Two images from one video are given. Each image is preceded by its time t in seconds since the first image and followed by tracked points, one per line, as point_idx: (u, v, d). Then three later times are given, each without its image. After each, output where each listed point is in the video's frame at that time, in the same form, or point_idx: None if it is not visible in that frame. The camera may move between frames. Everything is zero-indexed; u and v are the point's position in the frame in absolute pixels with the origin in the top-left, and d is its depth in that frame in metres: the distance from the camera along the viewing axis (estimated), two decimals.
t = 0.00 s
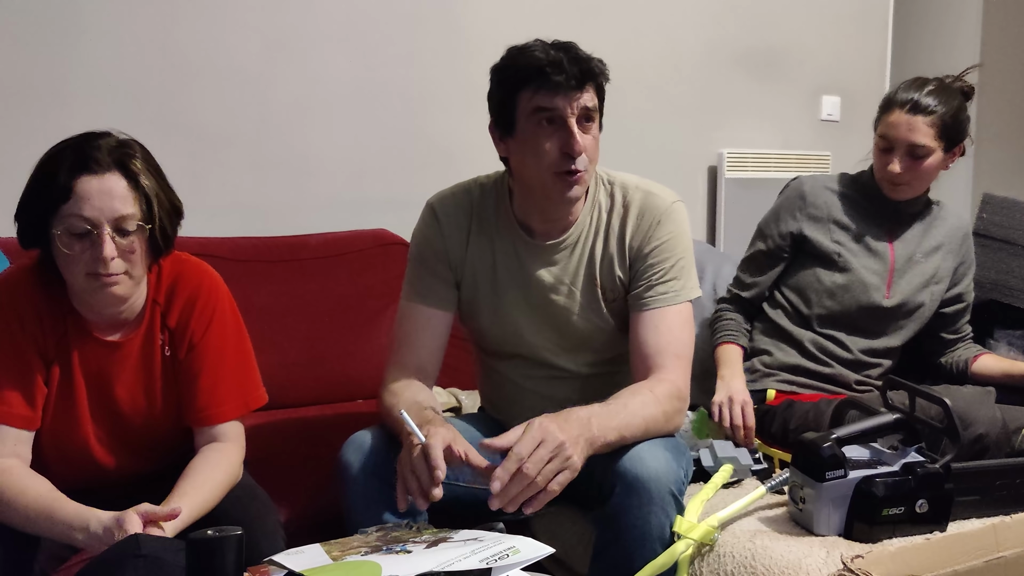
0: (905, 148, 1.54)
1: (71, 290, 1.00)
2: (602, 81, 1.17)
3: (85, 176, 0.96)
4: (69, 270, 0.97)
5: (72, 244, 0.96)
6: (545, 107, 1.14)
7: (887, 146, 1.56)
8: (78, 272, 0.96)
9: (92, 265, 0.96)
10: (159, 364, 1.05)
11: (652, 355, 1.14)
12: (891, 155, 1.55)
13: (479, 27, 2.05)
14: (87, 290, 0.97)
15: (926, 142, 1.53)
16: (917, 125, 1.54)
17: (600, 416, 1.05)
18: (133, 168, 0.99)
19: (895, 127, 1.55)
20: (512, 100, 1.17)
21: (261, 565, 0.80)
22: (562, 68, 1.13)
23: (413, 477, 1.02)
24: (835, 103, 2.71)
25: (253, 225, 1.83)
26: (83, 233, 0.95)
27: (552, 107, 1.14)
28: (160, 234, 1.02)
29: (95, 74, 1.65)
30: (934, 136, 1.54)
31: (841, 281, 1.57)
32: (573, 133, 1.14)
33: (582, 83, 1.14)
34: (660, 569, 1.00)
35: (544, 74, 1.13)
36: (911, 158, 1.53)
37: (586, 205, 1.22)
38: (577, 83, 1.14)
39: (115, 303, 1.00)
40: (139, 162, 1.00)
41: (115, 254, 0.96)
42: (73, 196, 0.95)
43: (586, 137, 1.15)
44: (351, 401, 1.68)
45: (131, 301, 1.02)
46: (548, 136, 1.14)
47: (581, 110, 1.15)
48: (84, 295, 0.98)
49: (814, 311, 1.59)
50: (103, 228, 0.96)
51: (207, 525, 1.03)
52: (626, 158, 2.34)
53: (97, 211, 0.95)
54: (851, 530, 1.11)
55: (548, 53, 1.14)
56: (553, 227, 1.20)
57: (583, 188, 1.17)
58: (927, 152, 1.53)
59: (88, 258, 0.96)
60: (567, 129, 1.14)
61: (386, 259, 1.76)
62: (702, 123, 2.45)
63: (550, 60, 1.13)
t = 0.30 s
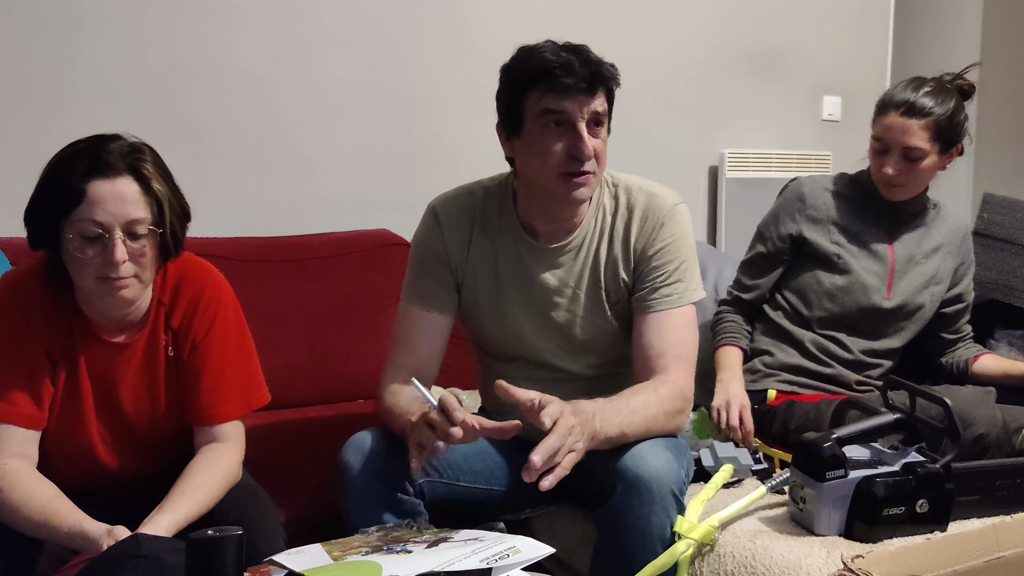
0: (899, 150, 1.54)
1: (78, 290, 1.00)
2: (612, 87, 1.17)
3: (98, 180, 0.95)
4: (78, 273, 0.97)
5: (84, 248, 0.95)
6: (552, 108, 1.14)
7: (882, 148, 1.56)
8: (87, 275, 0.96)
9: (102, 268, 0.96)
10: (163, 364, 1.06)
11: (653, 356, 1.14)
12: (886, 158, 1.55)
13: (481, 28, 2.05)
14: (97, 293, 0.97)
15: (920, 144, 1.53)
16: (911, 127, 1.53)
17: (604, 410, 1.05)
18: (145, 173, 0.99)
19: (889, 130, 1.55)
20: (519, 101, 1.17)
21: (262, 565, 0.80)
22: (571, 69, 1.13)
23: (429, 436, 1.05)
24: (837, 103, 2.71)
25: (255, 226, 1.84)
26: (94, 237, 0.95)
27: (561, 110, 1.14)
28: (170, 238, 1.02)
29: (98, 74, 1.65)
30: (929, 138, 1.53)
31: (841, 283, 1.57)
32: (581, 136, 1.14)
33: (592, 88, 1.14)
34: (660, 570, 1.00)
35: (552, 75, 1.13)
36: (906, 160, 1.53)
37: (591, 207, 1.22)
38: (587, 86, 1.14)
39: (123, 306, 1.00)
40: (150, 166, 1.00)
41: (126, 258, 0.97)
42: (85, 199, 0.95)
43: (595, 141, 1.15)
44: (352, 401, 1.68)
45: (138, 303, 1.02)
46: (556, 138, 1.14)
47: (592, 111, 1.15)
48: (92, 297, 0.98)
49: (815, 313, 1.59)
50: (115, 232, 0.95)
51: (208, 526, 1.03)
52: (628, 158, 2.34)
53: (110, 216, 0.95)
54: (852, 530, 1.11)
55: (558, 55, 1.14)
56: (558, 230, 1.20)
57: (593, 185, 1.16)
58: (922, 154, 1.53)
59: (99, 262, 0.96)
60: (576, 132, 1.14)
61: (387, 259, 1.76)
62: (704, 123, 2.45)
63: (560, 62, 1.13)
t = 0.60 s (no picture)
0: (898, 150, 1.53)
1: (80, 291, 1.00)
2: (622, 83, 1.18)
3: (108, 185, 0.95)
4: (82, 277, 0.97)
5: (90, 253, 0.95)
6: (563, 104, 1.14)
7: (881, 148, 1.56)
8: (91, 280, 0.96)
9: (108, 273, 0.96)
10: (162, 363, 1.06)
11: (654, 354, 1.14)
12: (885, 158, 1.55)
13: (482, 27, 2.05)
14: (100, 296, 0.98)
15: (921, 144, 1.52)
16: (910, 127, 1.53)
17: (609, 413, 1.05)
18: (154, 179, 0.99)
19: (888, 129, 1.55)
20: (527, 97, 1.16)
21: (263, 564, 0.80)
22: (583, 65, 1.13)
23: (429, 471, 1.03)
24: (838, 102, 2.71)
25: (257, 225, 1.84)
26: (101, 242, 0.95)
27: (571, 105, 1.14)
28: (175, 244, 1.03)
29: (100, 74, 1.65)
30: (929, 138, 1.53)
31: (843, 281, 1.57)
32: (592, 131, 1.14)
33: (602, 83, 1.14)
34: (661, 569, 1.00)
35: (564, 71, 1.13)
36: (905, 160, 1.53)
37: (597, 204, 1.22)
38: (598, 82, 1.14)
39: (125, 310, 1.00)
40: (159, 172, 1.00)
41: (132, 265, 0.97)
42: (93, 205, 0.95)
43: (604, 136, 1.16)
44: (353, 400, 1.68)
45: (139, 309, 1.02)
46: (566, 134, 1.14)
47: (602, 107, 1.15)
48: (94, 300, 0.98)
49: (816, 311, 1.59)
50: (122, 238, 0.96)
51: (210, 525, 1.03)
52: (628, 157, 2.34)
53: (118, 222, 0.95)
54: (853, 529, 1.11)
55: (569, 51, 1.14)
56: (566, 227, 1.20)
57: (601, 181, 1.17)
58: (922, 154, 1.53)
59: (105, 267, 0.96)
60: (586, 127, 1.14)
61: (388, 258, 1.76)
62: (705, 122, 2.45)
63: (571, 58, 1.13)
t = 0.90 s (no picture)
0: (902, 147, 1.53)
1: (80, 292, 1.00)
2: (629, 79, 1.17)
3: (111, 187, 0.95)
4: (83, 278, 0.97)
5: (91, 254, 0.95)
6: (570, 100, 1.13)
7: (885, 145, 1.56)
8: (92, 281, 0.96)
9: (109, 275, 0.96)
10: (161, 363, 1.06)
11: (655, 353, 1.14)
12: (888, 155, 1.55)
13: (484, 25, 2.04)
14: (100, 297, 0.98)
15: (923, 141, 1.52)
16: (914, 124, 1.52)
17: (612, 408, 1.05)
18: (156, 180, 0.99)
19: (892, 126, 1.54)
20: (535, 93, 1.16)
21: (264, 562, 0.81)
22: (592, 62, 1.13)
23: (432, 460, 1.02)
24: (839, 100, 2.70)
25: (258, 224, 1.84)
26: (102, 243, 0.95)
27: (578, 102, 1.13)
28: (177, 246, 1.03)
29: (101, 73, 1.65)
30: (933, 134, 1.53)
31: (844, 279, 1.57)
32: (597, 128, 1.14)
33: (610, 80, 1.14)
34: (662, 567, 1.00)
35: (573, 68, 1.13)
36: (909, 157, 1.53)
37: (603, 202, 1.22)
38: (605, 79, 1.13)
39: (125, 311, 1.00)
40: (161, 173, 1.00)
41: (134, 266, 0.97)
42: (95, 206, 0.94)
43: (610, 133, 1.15)
44: (353, 398, 1.68)
45: (139, 310, 1.02)
46: (573, 130, 1.14)
47: (608, 103, 1.15)
48: (94, 301, 0.98)
49: (818, 309, 1.58)
50: (124, 240, 0.96)
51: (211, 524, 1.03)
52: (630, 155, 2.34)
53: (119, 224, 0.95)
54: (854, 528, 1.11)
55: (577, 47, 1.14)
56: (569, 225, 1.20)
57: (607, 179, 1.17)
58: (925, 151, 1.53)
59: (107, 269, 0.96)
60: (593, 123, 1.14)
61: (389, 257, 1.76)
62: (707, 120, 2.45)
63: (580, 54, 1.13)
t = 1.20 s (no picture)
0: (904, 143, 1.53)
1: (83, 291, 0.99)
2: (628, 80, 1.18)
3: (122, 184, 0.95)
4: (90, 277, 0.96)
5: (101, 252, 0.95)
6: (570, 101, 1.13)
7: (885, 142, 1.56)
8: (101, 280, 0.96)
9: (119, 273, 0.96)
10: (161, 363, 1.06)
11: (654, 353, 1.14)
12: (889, 151, 1.55)
13: (485, 24, 2.04)
14: (107, 296, 0.97)
15: (924, 139, 1.52)
16: (916, 120, 1.53)
17: (610, 405, 1.05)
18: (164, 178, 1.00)
19: (894, 123, 1.54)
20: (534, 92, 1.16)
21: (264, 561, 0.81)
22: (591, 62, 1.13)
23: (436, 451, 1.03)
24: (840, 100, 2.70)
25: (258, 223, 1.84)
26: (113, 241, 0.95)
27: (577, 102, 1.13)
28: (184, 244, 1.04)
29: (103, 71, 1.65)
30: (933, 131, 1.53)
31: (845, 279, 1.57)
32: (595, 128, 1.14)
33: (609, 80, 1.14)
34: (661, 566, 1.00)
35: (572, 67, 1.13)
36: (910, 155, 1.53)
37: (602, 202, 1.22)
38: (605, 79, 1.13)
39: (130, 310, 1.00)
40: (166, 171, 1.01)
41: (144, 263, 0.98)
42: (106, 204, 0.94)
43: (609, 134, 1.15)
44: (353, 397, 1.68)
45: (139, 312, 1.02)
46: (571, 131, 1.14)
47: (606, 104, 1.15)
48: (101, 300, 0.98)
49: (818, 310, 1.58)
50: (134, 238, 0.96)
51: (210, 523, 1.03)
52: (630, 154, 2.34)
53: (129, 222, 0.96)
54: (854, 527, 1.11)
55: (577, 47, 1.14)
56: (570, 224, 1.20)
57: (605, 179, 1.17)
58: (926, 147, 1.53)
59: (117, 266, 0.96)
60: (589, 123, 1.14)
61: (389, 256, 1.76)
62: (707, 119, 2.45)
63: (579, 54, 1.13)
